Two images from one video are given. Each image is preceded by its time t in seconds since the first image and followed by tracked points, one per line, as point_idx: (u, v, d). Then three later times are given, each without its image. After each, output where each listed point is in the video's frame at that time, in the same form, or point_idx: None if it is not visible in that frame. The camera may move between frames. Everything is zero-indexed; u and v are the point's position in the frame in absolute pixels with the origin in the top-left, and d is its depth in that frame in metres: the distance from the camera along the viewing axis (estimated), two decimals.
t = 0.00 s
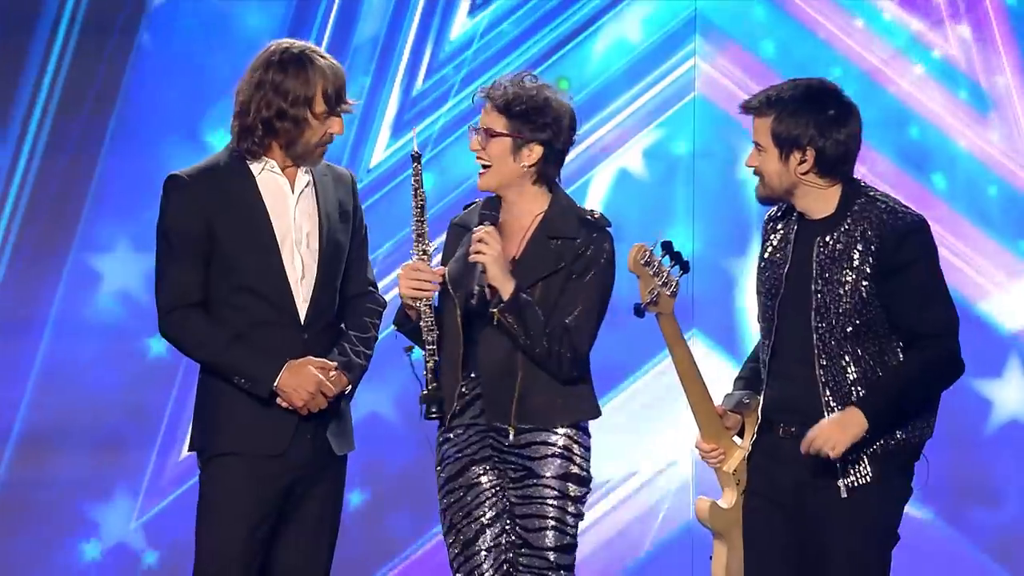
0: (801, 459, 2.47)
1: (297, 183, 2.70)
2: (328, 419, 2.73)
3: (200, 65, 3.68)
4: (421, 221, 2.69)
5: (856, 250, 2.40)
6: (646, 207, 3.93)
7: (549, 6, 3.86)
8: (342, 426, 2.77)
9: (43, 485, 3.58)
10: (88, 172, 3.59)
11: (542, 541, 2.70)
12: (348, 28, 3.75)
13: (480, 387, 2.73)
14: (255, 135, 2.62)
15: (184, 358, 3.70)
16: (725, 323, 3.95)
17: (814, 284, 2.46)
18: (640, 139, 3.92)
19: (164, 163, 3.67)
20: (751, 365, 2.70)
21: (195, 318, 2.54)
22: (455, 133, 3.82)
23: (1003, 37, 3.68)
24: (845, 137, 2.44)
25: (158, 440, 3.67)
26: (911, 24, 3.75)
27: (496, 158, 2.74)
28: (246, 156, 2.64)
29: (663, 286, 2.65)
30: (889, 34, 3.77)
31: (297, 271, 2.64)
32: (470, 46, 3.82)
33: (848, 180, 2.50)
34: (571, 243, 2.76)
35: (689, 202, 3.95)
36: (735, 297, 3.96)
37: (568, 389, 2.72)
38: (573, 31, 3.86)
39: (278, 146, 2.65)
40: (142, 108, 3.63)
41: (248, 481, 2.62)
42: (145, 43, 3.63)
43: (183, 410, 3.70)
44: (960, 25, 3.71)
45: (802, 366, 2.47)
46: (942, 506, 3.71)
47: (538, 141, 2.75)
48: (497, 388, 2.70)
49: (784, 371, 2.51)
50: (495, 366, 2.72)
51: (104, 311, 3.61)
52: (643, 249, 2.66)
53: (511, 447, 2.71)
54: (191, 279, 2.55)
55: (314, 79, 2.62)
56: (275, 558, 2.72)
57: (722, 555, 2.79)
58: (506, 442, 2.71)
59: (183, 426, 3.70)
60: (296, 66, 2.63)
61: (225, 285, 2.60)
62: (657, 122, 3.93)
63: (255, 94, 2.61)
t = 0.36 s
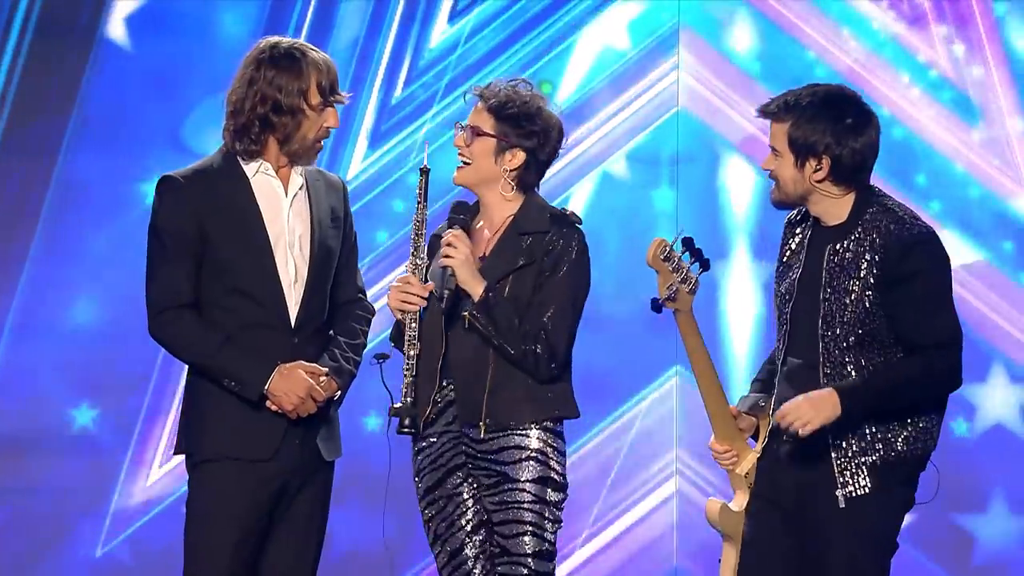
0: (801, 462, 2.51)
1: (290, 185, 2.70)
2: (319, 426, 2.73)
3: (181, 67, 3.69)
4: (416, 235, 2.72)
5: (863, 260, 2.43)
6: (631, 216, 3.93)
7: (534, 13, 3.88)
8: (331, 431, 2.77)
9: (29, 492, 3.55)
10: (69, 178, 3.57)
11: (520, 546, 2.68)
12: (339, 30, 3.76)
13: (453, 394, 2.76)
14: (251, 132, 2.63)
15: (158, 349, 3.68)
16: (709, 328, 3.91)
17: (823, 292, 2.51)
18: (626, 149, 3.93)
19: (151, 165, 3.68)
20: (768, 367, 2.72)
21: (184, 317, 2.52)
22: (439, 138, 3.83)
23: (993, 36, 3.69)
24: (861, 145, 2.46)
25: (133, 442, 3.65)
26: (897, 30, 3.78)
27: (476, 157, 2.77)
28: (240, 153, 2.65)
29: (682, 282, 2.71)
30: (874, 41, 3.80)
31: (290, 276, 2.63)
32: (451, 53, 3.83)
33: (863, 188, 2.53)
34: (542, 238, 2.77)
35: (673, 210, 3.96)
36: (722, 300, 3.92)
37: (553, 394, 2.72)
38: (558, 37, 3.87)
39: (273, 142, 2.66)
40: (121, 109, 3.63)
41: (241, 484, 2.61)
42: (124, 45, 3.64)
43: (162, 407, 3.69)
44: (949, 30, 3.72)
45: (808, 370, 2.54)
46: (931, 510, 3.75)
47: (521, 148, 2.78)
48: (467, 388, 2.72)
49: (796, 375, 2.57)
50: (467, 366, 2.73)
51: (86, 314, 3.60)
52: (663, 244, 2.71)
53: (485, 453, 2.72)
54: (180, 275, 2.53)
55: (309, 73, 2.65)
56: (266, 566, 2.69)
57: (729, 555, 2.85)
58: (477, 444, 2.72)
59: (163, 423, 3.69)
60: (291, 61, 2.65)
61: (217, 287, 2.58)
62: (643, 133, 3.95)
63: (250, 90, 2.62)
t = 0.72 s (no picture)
0: (793, 466, 2.51)
1: (282, 189, 2.70)
2: (312, 431, 2.73)
3: (171, 71, 3.69)
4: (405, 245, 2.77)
5: (861, 258, 2.44)
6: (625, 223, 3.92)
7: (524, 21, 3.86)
8: (324, 437, 2.76)
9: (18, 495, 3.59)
10: (55, 183, 3.61)
11: (529, 551, 2.71)
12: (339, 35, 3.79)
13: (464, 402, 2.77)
14: (240, 134, 2.64)
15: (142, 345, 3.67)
16: (700, 334, 3.91)
17: (817, 290, 2.51)
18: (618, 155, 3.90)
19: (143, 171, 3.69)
20: (755, 368, 2.73)
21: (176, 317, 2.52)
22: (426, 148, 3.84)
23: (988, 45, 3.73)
24: (864, 143, 2.48)
25: (115, 448, 3.65)
26: (891, 35, 3.76)
27: (486, 173, 2.77)
28: (231, 156, 2.66)
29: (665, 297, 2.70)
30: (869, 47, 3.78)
31: (282, 279, 2.63)
32: (440, 62, 3.83)
33: (862, 188, 2.55)
34: (546, 242, 2.80)
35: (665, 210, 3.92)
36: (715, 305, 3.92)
37: (559, 395, 2.76)
38: (546, 45, 3.87)
39: (262, 143, 2.66)
40: (110, 114, 3.65)
41: (235, 487, 2.61)
42: (115, 50, 3.66)
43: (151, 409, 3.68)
44: (943, 38, 3.74)
45: (800, 372, 2.52)
46: (923, 517, 3.75)
47: (524, 156, 2.82)
48: (478, 394, 2.73)
49: (783, 376, 2.55)
50: (479, 372, 2.74)
51: (75, 319, 3.62)
52: (644, 263, 2.71)
53: (496, 459, 2.74)
54: (174, 277, 2.53)
55: (298, 75, 2.65)
56: (259, 570, 2.69)
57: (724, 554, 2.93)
58: (488, 450, 2.74)
59: (150, 426, 3.68)
60: (280, 62, 2.65)
61: (209, 291, 2.59)
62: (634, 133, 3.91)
63: (240, 91, 2.63)
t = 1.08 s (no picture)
0: (767, 465, 2.52)
1: (275, 191, 2.69)
2: (304, 436, 2.72)
3: (162, 74, 3.74)
4: (413, 247, 2.76)
5: (841, 255, 2.48)
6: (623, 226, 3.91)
7: (515, 27, 3.87)
8: (316, 442, 2.75)
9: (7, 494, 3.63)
10: (45, 183, 3.66)
11: (542, 554, 2.76)
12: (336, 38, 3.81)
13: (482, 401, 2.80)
14: (230, 135, 2.64)
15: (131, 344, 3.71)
16: (696, 336, 3.89)
17: (795, 286, 2.53)
18: (614, 160, 3.90)
19: (136, 173, 3.72)
20: (712, 369, 2.76)
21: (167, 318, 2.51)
22: (417, 154, 3.84)
23: (988, 50, 3.71)
24: (847, 142, 2.54)
25: (99, 450, 3.67)
26: (884, 40, 3.77)
27: (498, 169, 2.82)
28: (223, 158, 2.66)
29: (642, 293, 2.69)
30: (861, 52, 3.78)
31: (275, 280, 2.63)
32: (432, 67, 3.84)
33: (840, 188, 2.59)
34: (562, 249, 2.85)
35: (659, 213, 3.91)
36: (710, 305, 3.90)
37: (570, 401, 2.81)
38: (538, 52, 3.88)
39: (252, 143, 2.66)
40: (102, 115, 3.70)
41: (226, 489, 2.60)
42: (105, 52, 3.71)
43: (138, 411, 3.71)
44: (937, 43, 3.74)
45: (779, 369, 2.52)
46: (916, 520, 3.74)
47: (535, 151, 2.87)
48: (496, 393, 2.77)
49: (754, 373, 2.56)
50: (497, 373, 2.79)
51: (66, 321, 3.66)
52: (624, 257, 2.68)
53: (512, 461, 2.77)
54: (167, 278, 2.53)
55: (287, 75, 2.65)
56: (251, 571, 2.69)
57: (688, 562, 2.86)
58: (505, 452, 2.78)
59: (134, 430, 3.70)
60: (270, 63, 2.65)
61: (202, 294, 2.58)
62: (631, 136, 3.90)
63: (230, 91, 2.64)
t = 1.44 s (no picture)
0: (760, 466, 2.51)
1: (270, 190, 2.68)
2: (299, 438, 2.70)
3: (154, 76, 3.76)
4: (430, 248, 2.80)
5: (829, 253, 2.49)
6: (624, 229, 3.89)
7: (512, 29, 3.86)
8: (311, 444, 2.74)
9: None
10: (36, 183, 3.68)
11: (540, 563, 2.74)
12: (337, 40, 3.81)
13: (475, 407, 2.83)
14: (223, 135, 2.63)
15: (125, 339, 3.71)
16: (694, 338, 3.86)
17: (784, 286, 2.53)
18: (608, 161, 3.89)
19: (127, 172, 3.74)
20: (693, 373, 2.80)
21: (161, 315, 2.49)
22: (412, 161, 3.84)
23: (993, 50, 3.67)
24: (833, 139, 2.56)
25: (87, 450, 3.67)
26: (883, 43, 3.75)
27: (496, 168, 2.88)
28: (218, 159, 2.65)
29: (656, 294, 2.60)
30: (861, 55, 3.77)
31: (270, 281, 2.61)
32: (429, 70, 3.84)
33: (824, 189, 2.61)
34: (566, 251, 2.85)
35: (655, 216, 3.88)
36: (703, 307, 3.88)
37: (574, 404, 2.79)
38: (535, 54, 3.87)
39: (246, 143, 2.65)
40: (93, 114, 3.72)
41: (221, 492, 2.58)
42: (101, 53, 3.73)
43: (124, 413, 3.70)
44: (938, 44, 3.71)
45: (773, 368, 2.51)
46: (916, 522, 3.73)
47: (543, 163, 2.90)
48: (494, 395, 2.77)
49: (741, 373, 2.56)
50: (493, 376, 2.78)
51: (58, 322, 3.68)
52: (643, 256, 2.58)
53: (506, 468, 2.76)
54: (160, 277, 2.51)
55: (281, 74, 2.64)
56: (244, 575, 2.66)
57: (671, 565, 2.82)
58: (498, 459, 2.77)
59: (121, 433, 3.70)
60: (264, 62, 2.65)
61: (197, 295, 2.56)
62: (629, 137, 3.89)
63: (224, 90, 2.63)
